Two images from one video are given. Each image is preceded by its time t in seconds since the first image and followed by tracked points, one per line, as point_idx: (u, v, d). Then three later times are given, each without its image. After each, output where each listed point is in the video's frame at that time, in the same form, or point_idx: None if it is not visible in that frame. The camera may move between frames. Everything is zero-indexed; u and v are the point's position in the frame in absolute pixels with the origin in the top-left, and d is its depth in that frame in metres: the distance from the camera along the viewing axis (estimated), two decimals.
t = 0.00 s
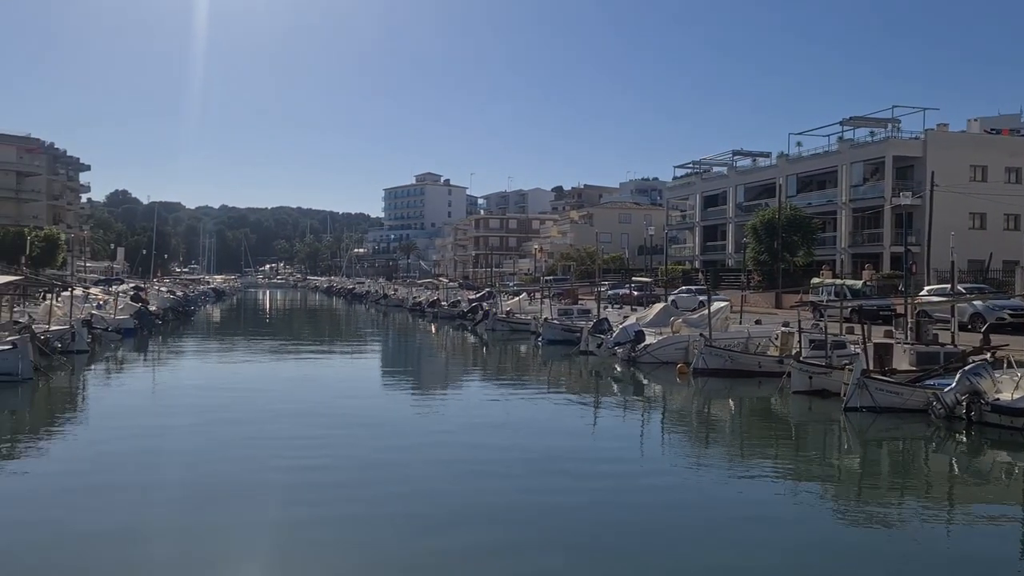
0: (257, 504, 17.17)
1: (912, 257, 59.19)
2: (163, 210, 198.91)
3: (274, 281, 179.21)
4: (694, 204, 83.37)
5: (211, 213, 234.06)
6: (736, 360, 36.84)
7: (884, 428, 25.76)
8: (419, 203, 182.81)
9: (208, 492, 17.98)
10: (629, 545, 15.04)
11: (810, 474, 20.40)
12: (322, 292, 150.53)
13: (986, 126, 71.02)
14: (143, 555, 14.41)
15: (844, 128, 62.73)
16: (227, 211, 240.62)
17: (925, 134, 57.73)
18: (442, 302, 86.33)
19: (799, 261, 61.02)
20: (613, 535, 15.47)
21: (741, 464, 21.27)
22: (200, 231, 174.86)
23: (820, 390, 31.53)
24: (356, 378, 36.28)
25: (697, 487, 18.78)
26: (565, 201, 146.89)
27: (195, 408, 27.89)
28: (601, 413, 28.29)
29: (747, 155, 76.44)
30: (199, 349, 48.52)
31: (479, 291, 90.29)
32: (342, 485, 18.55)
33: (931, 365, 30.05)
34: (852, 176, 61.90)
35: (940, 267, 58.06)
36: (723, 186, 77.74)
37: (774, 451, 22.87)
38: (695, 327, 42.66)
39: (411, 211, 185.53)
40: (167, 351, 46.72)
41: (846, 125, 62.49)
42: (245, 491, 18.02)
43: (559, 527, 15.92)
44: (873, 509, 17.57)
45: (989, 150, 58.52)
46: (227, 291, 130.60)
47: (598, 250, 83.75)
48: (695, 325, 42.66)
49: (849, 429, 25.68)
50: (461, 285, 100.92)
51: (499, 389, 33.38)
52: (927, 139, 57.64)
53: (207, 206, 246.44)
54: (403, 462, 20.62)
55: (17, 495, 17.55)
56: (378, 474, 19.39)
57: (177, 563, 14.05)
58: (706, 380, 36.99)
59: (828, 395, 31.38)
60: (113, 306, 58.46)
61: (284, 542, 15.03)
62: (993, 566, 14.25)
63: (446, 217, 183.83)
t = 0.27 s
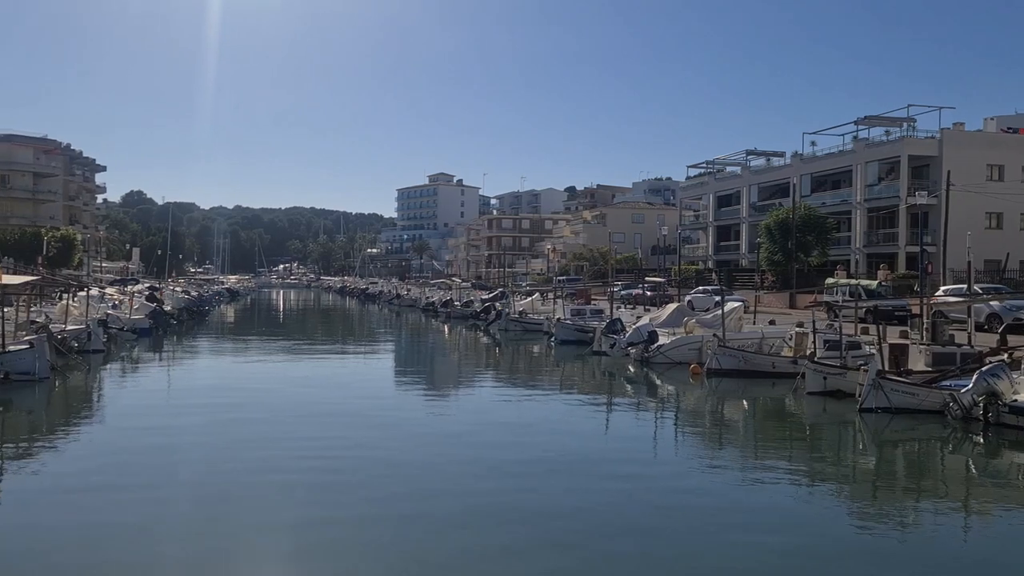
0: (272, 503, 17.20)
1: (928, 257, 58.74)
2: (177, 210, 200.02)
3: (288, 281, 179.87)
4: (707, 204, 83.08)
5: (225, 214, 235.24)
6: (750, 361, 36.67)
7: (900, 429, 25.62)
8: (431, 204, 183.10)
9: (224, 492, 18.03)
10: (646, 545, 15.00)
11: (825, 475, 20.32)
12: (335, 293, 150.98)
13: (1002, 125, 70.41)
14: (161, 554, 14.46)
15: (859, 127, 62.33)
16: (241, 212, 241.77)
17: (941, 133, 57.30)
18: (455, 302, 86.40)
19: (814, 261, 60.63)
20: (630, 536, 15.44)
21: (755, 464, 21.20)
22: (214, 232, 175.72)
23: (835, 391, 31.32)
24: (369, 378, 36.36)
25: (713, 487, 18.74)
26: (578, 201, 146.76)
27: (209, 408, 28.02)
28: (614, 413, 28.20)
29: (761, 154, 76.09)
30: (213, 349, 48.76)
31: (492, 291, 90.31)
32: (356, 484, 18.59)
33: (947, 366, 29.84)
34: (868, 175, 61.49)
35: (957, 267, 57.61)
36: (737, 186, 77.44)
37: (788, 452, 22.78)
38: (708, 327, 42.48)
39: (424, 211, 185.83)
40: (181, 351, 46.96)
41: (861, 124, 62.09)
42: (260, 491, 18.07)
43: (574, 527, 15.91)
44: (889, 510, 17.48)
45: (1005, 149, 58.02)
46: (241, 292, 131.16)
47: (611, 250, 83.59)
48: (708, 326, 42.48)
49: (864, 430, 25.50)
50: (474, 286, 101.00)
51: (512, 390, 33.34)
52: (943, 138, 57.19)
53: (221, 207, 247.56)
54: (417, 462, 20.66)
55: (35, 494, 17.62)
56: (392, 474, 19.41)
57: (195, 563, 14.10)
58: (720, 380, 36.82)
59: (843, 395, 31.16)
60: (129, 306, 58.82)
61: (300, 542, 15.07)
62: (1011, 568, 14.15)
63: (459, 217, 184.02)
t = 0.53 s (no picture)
0: (285, 503, 17.23)
1: (944, 257, 58.35)
2: (191, 211, 201.17)
3: (301, 281, 180.59)
4: (720, 204, 82.84)
5: (239, 214, 236.30)
6: (764, 361, 36.55)
7: (915, 430, 25.45)
8: (444, 204, 183.37)
9: (236, 491, 18.06)
10: (659, 547, 14.94)
11: (839, 476, 20.20)
12: (349, 293, 151.32)
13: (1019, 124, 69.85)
14: (174, 554, 14.48)
15: (874, 126, 61.97)
16: (255, 212, 242.93)
17: (957, 132, 56.88)
18: (467, 302, 86.50)
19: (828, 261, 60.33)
20: (643, 537, 15.39)
21: (769, 465, 21.10)
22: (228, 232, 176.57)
23: (850, 391, 31.17)
24: (382, 378, 36.44)
25: (727, 488, 18.66)
26: (590, 200, 146.60)
27: (223, 407, 28.16)
28: (627, 413, 28.16)
29: (775, 154, 75.74)
30: (227, 348, 49.00)
31: (504, 291, 90.33)
32: (368, 484, 18.61)
33: (964, 367, 29.62)
34: (882, 175, 61.12)
35: (973, 267, 57.20)
36: (750, 185, 77.15)
37: (803, 453, 22.63)
38: (722, 328, 42.36)
39: (437, 211, 186.12)
40: (196, 351, 47.23)
41: (876, 123, 61.73)
42: (273, 491, 18.09)
43: (586, 528, 15.87)
44: (905, 511, 17.38)
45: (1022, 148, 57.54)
46: (254, 291, 131.79)
47: (623, 250, 83.48)
48: (722, 326, 42.36)
49: (879, 431, 25.38)
50: (487, 286, 101.09)
51: (525, 390, 33.34)
52: (959, 137, 56.78)
53: (235, 207, 248.72)
54: (430, 462, 20.67)
55: (47, 494, 17.72)
56: (404, 474, 19.43)
57: (207, 563, 14.10)
58: (733, 381, 36.71)
59: (858, 396, 31.01)
60: (144, 305, 59.21)
61: (313, 542, 15.08)
62: None
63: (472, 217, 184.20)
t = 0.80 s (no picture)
0: (294, 503, 17.24)
1: (961, 257, 57.87)
2: (207, 211, 202.35)
3: (316, 281, 181.24)
4: (735, 204, 82.50)
5: (253, 215, 237.41)
6: (779, 362, 36.35)
7: (932, 431, 25.24)
8: (458, 204, 183.55)
9: (247, 491, 18.11)
10: (668, 548, 14.90)
11: (854, 477, 20.06)
12: (363, 293, 151.71)
13: None
14: (182, 553, 14.56)
15: (890, 125, 61.53)
16: (270, 213, 244.06)
17: (974, 131, 56.43)
18: (481, 302, 86.57)
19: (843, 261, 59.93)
20: (651, 539, 15.35)
21: (783, 466, 20.96)
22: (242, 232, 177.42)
23: (866, 392, 30.93)
24: (396, 378, 36.48)
25: (740, 490, 18.58)
26: (604, 200, 146.36)
27: (237, 407, 28.26)
28: (641, 414, 28.08)
29: (790, 153, 75.34)
30: (242, 348, 49.19)
31: (518, 291, 90.30)
32: (377, 484, 18.63)
33: (981, 367, 29.36)
34: (898, 174, 60.69)
35: (990, 267, 56.71)
36: (765, 185, 76.80)
37: (817, 454, 22.46)
38: (736, 328, 42.17)
39: (451, 211, 186.33)
40: (211, 350, 47.51)
41: (892, 122, 61.31)
42: (283, 491, 18.11)
43: (596, 529, 15.85)
44: (922, 513, 17.23)
45: None
46: (269, 291, 132.45)
47: (637, 250, 83.29)
48: (736, 327, 42.16)
49: (895, 433, 25.16)
50: (500, 286, 101.10)
51: (538, 390, 33.28)
52: (976, 135, 56.32)
53: (250, 207, 249.94)
54: (442, 462, 20.68)
55: (59, 493, 17.85)
56: (414, 475, 19.40)
57: (218, 563, 14.12)
58: (748, 381, 36.53)
59: (874, 397, 30.78)
60: (160, 305, 59.60)
61: (321, 543, 15.07)
62: None
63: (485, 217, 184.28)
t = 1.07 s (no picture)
0: (304, 503, 17.27)
1: (978, 257, 57.40)
2: (222, 211, 203.44)
3: (330, 281, 181.89)
4: (750, 204, 82.14)
5: (268, 215, 238.46)
6: (794, 362, 36.16)
7: (949, 432, 25.05)
8: (472, 204, 183.71)
9: (258, 491, 18.17)
10: (679, 549, 14.88)
11: (869, 478, 19.95)
12: (377, 293, 152.12)
13: None
14: (192, 552, 14.63)
15: (907, 124, 61.11)
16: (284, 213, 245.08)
17: (992, 130, 55.95)
18: (495, 302, 86.61)
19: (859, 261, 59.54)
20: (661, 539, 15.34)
21: (798, 468, 20.86)
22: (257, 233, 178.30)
23: (882, 393, 30.74)
24: (410, 378, 36.52)
25: (754, 491, 18.51)
26: (618, 200, 146.14)
27: (252, 406, 28.37)
28: (656, 415, 28.00)
29: (805, 153, 74.96)
30: (256, 348, 49.39)
31: (532, 292, 90.27)
32: (387, 484, 18.65)
33: (999, 368, 29.12)
34: (915, 174, 60.26)
35: (1008, 267, 56.23)
36: (780, 185, 76.42)
37: (832, 455, 22.33)
38: (752, 329, 41.98)
39: (464, 211, 186.52)
40: (226, 350, 47.79)
41: (909, 121, 60.88)
42: (294, 491, 18.14)
43: (606, 530, 15.83)
44: (939, 515, 17.11)
45: None
46: (284, 291, 133.06)
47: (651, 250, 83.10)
48: (751, 327, 41.97)
49: (912, 434, 24.99)
50: (514, 286, 101.13)
51: (552, 390, 33.25)
52: (994, 134, 55.86)
53: (265, 207, 251.10)
54: (455, 462, 20.70)
55: (71, 492, 18.01)
56: (424, 475, 19.43)
57: (227, 563, 14.15)
58: (763, 382, 36.36)
59: (891, 398, 30.57)
60: (176, 305, 60.00)
61: (331, 543, 15.10)
62: None
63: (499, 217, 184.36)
